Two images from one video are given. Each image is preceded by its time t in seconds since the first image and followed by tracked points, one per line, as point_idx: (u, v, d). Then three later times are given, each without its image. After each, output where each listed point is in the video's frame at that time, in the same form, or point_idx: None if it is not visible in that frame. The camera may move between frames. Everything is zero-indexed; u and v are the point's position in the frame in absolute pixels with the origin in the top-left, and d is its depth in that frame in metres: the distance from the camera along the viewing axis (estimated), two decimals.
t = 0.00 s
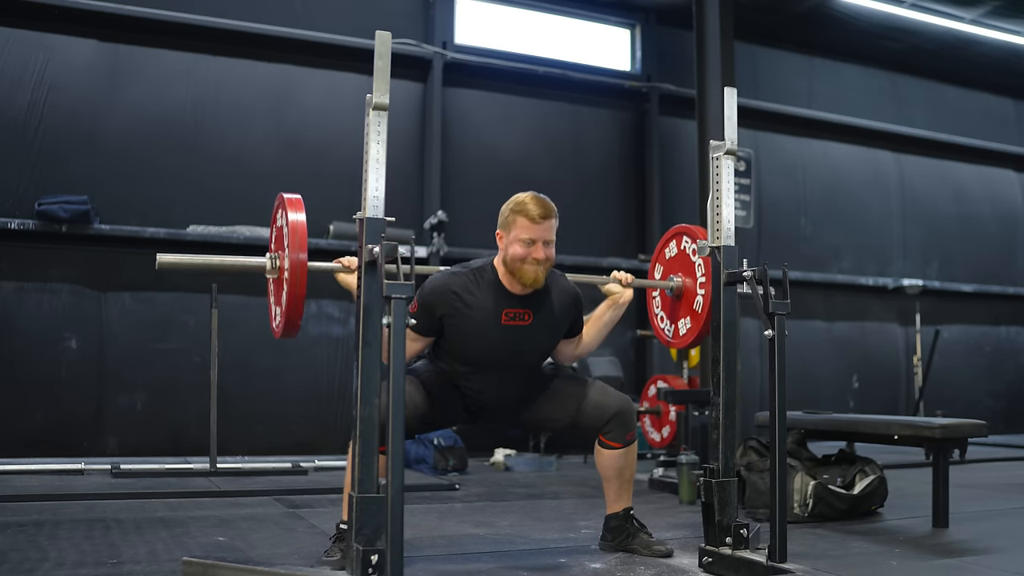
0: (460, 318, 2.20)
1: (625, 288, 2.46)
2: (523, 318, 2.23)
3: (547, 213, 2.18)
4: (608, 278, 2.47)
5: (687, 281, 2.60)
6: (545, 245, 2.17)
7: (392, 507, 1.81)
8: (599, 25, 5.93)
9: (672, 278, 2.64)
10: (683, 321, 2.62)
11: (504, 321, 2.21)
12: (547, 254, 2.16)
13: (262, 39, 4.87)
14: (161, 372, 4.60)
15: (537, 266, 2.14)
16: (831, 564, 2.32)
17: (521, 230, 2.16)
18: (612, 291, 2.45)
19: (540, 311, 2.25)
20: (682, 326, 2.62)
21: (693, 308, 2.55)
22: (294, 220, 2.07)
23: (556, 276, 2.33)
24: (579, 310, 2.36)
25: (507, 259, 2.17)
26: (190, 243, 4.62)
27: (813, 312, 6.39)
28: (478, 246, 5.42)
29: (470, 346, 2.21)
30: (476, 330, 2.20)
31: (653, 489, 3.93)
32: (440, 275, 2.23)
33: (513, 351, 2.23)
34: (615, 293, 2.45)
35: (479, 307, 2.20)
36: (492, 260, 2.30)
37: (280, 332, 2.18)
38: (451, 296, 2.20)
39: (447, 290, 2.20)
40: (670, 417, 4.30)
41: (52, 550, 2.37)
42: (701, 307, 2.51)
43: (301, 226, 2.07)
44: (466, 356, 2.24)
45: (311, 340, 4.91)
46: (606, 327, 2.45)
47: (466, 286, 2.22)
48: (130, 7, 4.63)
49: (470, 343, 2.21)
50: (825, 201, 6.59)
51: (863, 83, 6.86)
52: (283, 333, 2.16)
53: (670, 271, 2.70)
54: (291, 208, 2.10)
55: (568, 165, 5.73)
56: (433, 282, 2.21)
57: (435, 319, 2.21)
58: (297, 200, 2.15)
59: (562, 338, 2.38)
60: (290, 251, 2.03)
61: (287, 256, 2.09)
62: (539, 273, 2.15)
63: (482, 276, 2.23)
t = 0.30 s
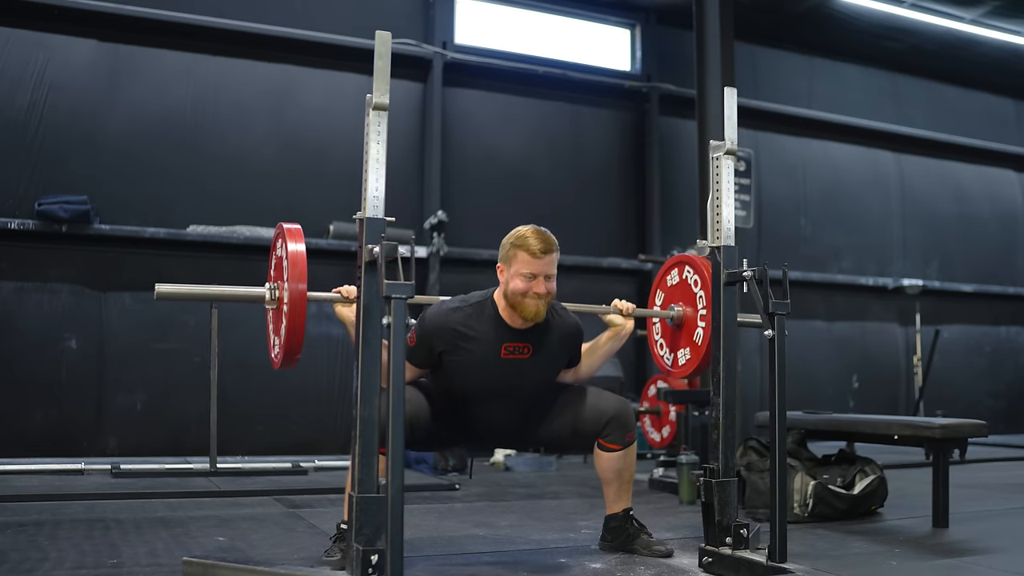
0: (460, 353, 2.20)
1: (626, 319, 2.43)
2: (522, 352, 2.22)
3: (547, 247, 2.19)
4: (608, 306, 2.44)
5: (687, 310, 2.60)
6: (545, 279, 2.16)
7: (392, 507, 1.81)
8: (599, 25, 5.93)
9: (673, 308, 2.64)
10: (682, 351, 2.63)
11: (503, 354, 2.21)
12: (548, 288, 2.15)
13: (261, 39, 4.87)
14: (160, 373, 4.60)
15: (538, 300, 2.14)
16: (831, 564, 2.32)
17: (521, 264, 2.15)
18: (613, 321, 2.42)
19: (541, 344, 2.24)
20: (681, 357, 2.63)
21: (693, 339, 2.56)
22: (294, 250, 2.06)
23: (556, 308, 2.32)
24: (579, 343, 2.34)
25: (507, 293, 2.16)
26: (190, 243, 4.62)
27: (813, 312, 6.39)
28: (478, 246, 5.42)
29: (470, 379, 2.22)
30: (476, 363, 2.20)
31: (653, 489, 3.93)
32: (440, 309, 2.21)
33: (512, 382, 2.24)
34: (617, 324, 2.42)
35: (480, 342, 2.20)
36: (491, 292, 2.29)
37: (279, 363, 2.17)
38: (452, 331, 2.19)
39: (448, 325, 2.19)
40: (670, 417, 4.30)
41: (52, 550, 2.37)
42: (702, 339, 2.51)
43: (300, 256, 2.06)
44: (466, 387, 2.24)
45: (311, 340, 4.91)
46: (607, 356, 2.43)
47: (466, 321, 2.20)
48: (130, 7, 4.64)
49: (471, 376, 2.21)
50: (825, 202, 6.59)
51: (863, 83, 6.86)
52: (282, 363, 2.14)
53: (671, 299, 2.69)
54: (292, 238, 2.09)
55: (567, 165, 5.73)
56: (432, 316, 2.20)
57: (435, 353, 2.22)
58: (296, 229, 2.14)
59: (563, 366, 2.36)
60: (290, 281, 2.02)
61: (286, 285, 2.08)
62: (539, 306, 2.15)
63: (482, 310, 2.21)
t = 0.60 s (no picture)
0: (462, 364, 2.19)
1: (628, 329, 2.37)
2: (523, 363, 2.21)
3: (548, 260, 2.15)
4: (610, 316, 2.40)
5: (688, 319, 2.61)
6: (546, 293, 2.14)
7: (392, 507, 1.81)
8: (599, 24, 5.93)
9: (674, 317, 2.64)
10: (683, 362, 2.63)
11: (504, 366, 2.20)
12: (549, 302, 2.13)
13: (261, 39, 4.87)
14: (161, 372, 4.60)
15: (539, 315, 2.11)
16: (831, 564, 2.32)
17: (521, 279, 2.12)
18: (613, 331, 2.38)
19: (541, 356, 2.23)
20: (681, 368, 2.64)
21: (693, 350, 2.57)
22: (295, 263, 2.06)
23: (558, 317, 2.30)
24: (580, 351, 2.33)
25: (508, 307, 2.13)
26: (189, 243, 4.62)
27: (813, 312, 6.39)
28: (478, 246, 5.42)
29: (472, 389, 2.21)
30: (477, 374, 2.19)
31: (653, 489, 3.93)
32: (441, 319, 2.20)
33: (513, 392, 2.23)
34: (617, 333, 2.37)
35: (481, 354, 2.18)
36: (493, 302, 2.26)
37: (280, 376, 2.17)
38: (453, 342, 2.17)
39: (450, 337, 2.17)
40: (670, 417, 4.29)
41: (52, 550, 2.37)
42: (703, 350, 2.53)
43: (300, 269, 2.06)
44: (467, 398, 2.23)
45: (311, 340, 4.91)
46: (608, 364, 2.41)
47: (467, 332, 2.18)
48: (130, 7, 4.64)
49: (472, 386, 2.21)
50: (825, 202, 6.59)
51: (863, 83, 6.86)
52: (283, 376, 2.15)
53: (672, 308, 2.70)
54: (291, 250, 2.09)
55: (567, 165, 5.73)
56: (433, 326, 2.18)
57: (436, 363, 2.20)
58: (296, 241, 2.14)
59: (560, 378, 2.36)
60: (290, 295, 2.03)
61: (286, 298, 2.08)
62: (540, 321, 2.13)
63: (483, 322, 2.19)
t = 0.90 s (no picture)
0: (461, 314, 2.20)
1: (627, 281, 2.44)
2: (524, 313, 2.22)
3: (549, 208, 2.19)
4: (608, 267, 2.44)
5: (688, 269, 2.65)
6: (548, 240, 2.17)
7: (392, 507, 1.81)
8: (599, 25, 5.93)
9: (673, 269, 2.69)
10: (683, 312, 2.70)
11: (505, 317, 2.20)
12: (551, 249, 2.16)
13: (261, 39, 4.87)
14: (161, 372, 4.60)
15: (542, 260, 2.14)
16: (831, 564, 2.32)
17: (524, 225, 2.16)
18: (614, 283, 2.43)
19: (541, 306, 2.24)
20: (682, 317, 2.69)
21: (693, 301, 2.62)
22: (296, 211, 1.96)
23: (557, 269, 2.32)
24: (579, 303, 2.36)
25: (510, 254, 2.16)
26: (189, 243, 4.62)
27: (813, 312, 6.39)
28: (478, 246, 5.42)
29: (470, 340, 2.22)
30: (476, 325, 2.20)
31: (653, 489, 3.93)
32: (442, 268, 2.21)
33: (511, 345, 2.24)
34: (617, 285, 2.44)
35: (481, 302, 2.19)
36: (494, 254, 2.29)
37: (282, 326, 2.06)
38: (454, 291, 2.19)
39: (448, 287, 2.19)
40: (670, 417, 4.30)
41: (52, 550, 2.37)
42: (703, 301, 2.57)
43: (302, 216, 1.96)
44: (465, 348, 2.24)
45: (311, 340, 4.91)
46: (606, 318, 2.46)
47: (468, 282, 2.20)
48: (130, 7, 4.63)
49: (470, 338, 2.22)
50: (825, 202, 6.59)
51: (863, 83, 6.86)
52: (284, 326, 2.04)
53: (672, 258, 2.76)
54: (292, 197, 1.99)
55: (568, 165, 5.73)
56: (435, 275, 2.19)
57: (436, 313, 2.22)
58: (298, 189, 2.03)
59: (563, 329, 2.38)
60: (291, 241, 1.92)
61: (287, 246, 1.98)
62: (543, 267, 2.15)
63: (483, 271, 2.22)
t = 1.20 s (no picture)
0: (467, 216, 2.19)
1: (624, 203, 2.47)
2: (529, 212, 2.22)
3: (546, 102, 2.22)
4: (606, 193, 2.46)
5: (682, 193, 2.51)
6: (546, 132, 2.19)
7: (392, 507, 1.81)
8: (599, 25, 5.93)
9: (668, 195, 2.55)
10: (678, 239, 2.56)
11: (512, 214, 2.21)
12: (549, 139, 2.18)
13: (260, 39, 4.87)
14: (161, 372, 4.60)
15: (541, 151, 2.16)
16: (831, 563, 2.32)
17: (522, 118, 2.18)
18: (612, 206, 2.45)
19: (546, 205, 2.24)
20: (678, 245, 2.55)
21: (688, 226, 2.48)
22: (299, 124, 1.92)
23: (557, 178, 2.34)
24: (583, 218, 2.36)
25: (511, 150, 2.18)
26: (189, 243, 4.62)
27: (813, 312, 6.40)
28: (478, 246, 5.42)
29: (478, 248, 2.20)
30: (483, 227, 2.19)
31: (653, 489, 3.94)
32: (444, 177, 2.24)
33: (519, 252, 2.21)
34: (616, 208, 2.46)
35: (486, 200, 2.20)
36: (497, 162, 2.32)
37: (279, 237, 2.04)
38: (458, 195, 2.20)
39: (452, 189, 2.21)
40: (670, 417, 4.30)
41: (52, 550, 2.37)
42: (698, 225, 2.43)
43: (305, 129, 1.92)
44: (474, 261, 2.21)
45: (311, 340, 4.92)
46: (610, 243, 2.44)
47: (471, 184, 2.22)
48: (130, 7, 4.64)
49: (478, 245, 2.20)
50: (825, 202, 6.60)
51: (863, 83, 6.86)
52: (282, 238, 2.02)
53: (667, 185, 2.61)
54: (295, 110, 1.95)
55: (568, 166, 5.73)
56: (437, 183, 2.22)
57: (442, 221, 2.21)
58: (301, 102, 1.99)
59: (566, 248, 2.37)
60: (293, 153, 1.89)
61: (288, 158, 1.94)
62: (544, 160, 2.17)
63: (485, 173, 2.24)
